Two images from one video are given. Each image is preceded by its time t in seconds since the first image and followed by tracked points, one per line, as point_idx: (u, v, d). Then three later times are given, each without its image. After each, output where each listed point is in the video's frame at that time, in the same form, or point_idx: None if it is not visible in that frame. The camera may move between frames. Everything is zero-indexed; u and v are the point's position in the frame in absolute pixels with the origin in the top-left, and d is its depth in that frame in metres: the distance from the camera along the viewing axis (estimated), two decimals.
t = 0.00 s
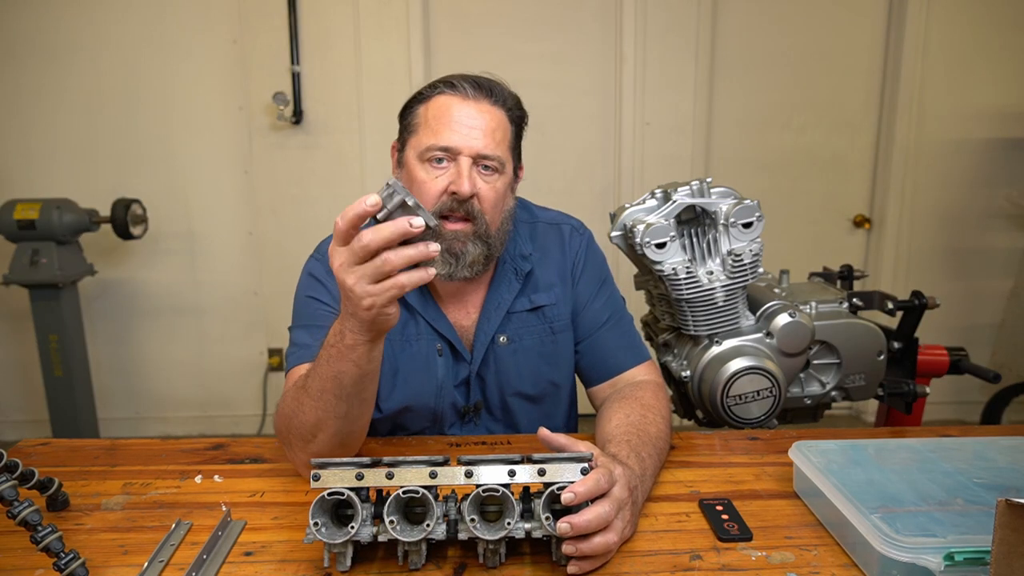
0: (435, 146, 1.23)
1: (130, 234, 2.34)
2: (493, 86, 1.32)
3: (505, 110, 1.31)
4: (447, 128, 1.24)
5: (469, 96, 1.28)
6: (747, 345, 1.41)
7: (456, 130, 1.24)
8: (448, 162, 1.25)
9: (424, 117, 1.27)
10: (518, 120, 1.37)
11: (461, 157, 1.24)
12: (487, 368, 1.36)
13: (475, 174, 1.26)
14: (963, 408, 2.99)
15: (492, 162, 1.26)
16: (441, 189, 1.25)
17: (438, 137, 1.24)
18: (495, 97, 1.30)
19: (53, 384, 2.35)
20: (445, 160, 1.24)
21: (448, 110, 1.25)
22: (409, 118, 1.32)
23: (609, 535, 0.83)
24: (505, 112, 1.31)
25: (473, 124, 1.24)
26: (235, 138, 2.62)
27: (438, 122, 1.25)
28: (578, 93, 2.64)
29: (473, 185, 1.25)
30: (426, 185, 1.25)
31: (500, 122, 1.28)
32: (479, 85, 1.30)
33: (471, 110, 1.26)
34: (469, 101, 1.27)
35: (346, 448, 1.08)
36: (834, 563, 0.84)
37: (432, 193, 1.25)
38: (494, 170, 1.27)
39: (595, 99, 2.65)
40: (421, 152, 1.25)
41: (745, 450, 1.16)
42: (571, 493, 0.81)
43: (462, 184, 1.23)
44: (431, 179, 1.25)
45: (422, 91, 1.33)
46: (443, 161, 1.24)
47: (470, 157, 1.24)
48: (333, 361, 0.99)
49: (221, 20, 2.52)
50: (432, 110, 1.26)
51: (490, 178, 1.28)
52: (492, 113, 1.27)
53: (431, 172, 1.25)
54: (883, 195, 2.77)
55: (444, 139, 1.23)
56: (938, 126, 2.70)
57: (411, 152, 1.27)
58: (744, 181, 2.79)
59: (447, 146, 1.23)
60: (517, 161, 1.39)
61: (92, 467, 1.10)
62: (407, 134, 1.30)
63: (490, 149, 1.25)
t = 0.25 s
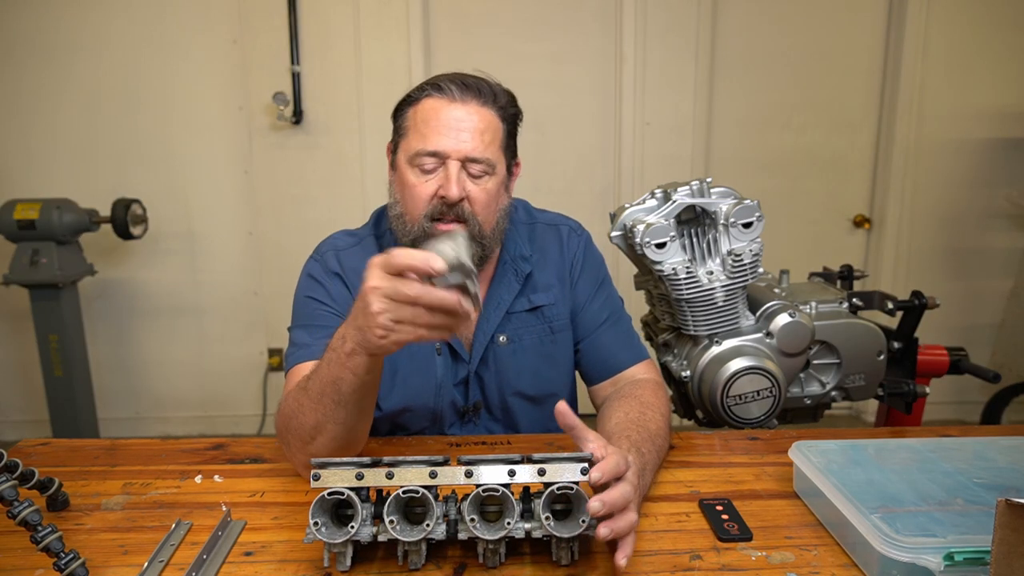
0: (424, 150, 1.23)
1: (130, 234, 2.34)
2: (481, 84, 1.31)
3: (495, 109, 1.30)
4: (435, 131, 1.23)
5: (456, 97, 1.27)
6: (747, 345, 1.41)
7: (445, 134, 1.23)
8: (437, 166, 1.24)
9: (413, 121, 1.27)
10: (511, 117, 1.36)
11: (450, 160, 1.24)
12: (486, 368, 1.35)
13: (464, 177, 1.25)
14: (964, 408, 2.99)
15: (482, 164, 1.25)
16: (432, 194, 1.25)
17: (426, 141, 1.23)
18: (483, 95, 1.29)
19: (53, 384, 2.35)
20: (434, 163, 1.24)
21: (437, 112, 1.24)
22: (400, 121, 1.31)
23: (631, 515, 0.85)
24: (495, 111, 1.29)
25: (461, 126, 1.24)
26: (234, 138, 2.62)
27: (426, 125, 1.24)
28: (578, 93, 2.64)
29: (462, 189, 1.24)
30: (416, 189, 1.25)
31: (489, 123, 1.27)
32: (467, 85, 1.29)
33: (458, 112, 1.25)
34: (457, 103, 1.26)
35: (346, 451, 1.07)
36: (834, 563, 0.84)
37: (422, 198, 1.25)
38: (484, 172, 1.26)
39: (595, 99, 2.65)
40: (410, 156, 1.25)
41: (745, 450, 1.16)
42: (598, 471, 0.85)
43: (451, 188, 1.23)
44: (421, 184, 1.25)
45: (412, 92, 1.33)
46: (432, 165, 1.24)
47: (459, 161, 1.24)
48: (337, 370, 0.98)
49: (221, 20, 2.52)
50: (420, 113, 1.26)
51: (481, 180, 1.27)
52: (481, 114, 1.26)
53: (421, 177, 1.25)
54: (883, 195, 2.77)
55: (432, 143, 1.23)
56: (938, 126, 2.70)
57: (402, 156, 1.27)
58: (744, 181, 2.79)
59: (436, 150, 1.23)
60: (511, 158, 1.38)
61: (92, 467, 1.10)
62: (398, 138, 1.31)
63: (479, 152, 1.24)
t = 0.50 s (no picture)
0: (402, 152, 1.24)
1: (130, 234, 2.34)
2: (459, 82, 1.31)
3: (475, 107, 1.29)
4: (413, 133, 1.24)
5: (433, 97, 1.26)
6: (747, 345, 1.41)
7: (422, 135, 1.23)
8: (417, 168, 1.25)
9: (392, 124, 1.27)
10: (496, 114, 1.36)
11: (429, 161, 1.24)
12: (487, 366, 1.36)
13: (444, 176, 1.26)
14: (964, 408, 2.99)
15: (461, 162, 1.26)
16: (414, 195, 1.26)
17: (404, 143, 1.24)
18: (459, 92, 1.28)
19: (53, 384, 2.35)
20: (414, 165, 1.24)
21: (413, 113, 1.24)
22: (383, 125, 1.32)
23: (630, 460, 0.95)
24: (475, 108, 1.29)
25: (438, 126, 1.24)
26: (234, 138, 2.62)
27: (404, 127, 1.24)
28: (578, 93, 2.64)
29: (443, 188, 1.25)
30: (400, 192, 1.26)
31: (467, 121, 1.27)
32: (441, 83, 1.28)
33: (434, 111, 1.24)
34: (433, 102, 1.25)
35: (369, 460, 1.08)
36: (834, 563, 0.84)
37: (406, 200, 1.26)
38: (465, 170, 1.27)
39: (595, 99, 2.65)
40: (391, 159, 1.26)
41: (745, 450, 1.16)
42: (587, 437, 0.87)
43: (430, 188, 1.24)
44: (404, 186, 1.26)
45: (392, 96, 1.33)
46: (412, 166, 1.25)
47: (438, 160, 1.24)
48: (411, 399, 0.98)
49: (221, 20, 2.52)
50: (398, 115, 1.26)
51: (463, 179, 1.28)
52: (458, 112, 1.26)
53: (403, 179, 1.26)
54: (883, 195, 2.77)
55: (410, 145, 1.23)
56: (938, 126, 2.70)
57: (385, 160, 1.28)
58: (744, 181, 2.79)
59: (414, 151, 1.23)
60: (497, 154, 1.37)
61: (92, 467, 1.10)
62: (382, 142, 1.31)
63: (458, 150, 1.25)
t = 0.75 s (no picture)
0: (434, 146, 1.23)
1: (130, 234, 2.34)
2: (495, 83, 1.30)
3: (509, 108, 1.29)
4: (447, 127, 1.23)
5: (469, 95, 1.26)
6: (747, 345, 1.41)
7: (456, 130, 1.23)
8: (449, 163, 1.25)
9: (425, 117, 1.27)
10: (525, 117, 1.35)
11: (461, 157, 1.24)
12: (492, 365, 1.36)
13: (475, 173, 1.25)
14: (964, 408, 2.99)
15: (493, 161, 1.25)
16: (443, 189, 1.26)
17: (438, 137, 1.23)
18: (496, 94, 1.28)
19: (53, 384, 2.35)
20: (445, 159, 1.24)
21: (448, 108, 1.24)
22: (414, 118, 1.31)
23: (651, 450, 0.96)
24: (508, 110, 1.29)
25: (473, 123, 1.23)
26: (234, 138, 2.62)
27: (438, 121, 1.24)
28: (578, 93, 2.64)
29: (473, 185, 1.25)
30: (428, 185, 1.26)
31: (501, 121, 1.26)
32: (480, 83, 1.28)
33: (470, 109, 1.24)
34: (470, 100, 1.25)
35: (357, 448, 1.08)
36: (834, 563, 0.84)
37: (434, 193, 1.26)
38: (496, 169, 1.27)
39: (595, 99, 2.65)
40: (423, 152, 1.25)
41: (745, 450, 1.16)
42: (637, 412, 0.89)
43: (462, 185, 1.24)
44: (432, 179, 1.26)
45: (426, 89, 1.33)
46: (443, 161, 1.24)
47: (470, 157, 1.24)
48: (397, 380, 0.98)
49: (221, 20, 2.52)
50: (432, 109, 1.26)
51: (492, 178, 1.27)
52: (494, 112, 1.25)
53: (433, 172, 1.25)
54: (883, 195, 2.77)
55: (443, 139, 1.23)
56: (938, 126, 2.70)
57: (414, 152, 1.28)
58: (744, 181, 2.79)
59: (447, 146, 1.23)
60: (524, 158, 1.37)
61: (92, 467, 1.10)
62: (412, 134, 1.31)
63: (491, 149, 1.24)
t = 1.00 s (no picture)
0: (467, 146, 1.23)
1: (130, 234, 2.34)
2: (533, 88, 1.29)
3: (543, 115, 1.28)
4: (481, 129, 1.22)
5: (507, 99, 1.24)
6: (747, 345, 1.41)
7: (490, 132, 1.21)
8: (480, 164, 1.24)
9: (459, 115, 1.25)
10: (556, 124, 1.34)
11: (493, 159, 1.23)
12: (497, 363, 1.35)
13: (506, 177, 1.25)
14: (964, 407, 2.99)
15: (524, 166, 1.25)
16: (471, 189, 1.25)
17: (471, 137, 1.22)
18: (534, 101, 1.26)
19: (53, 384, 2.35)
20: (477, 160, 1.24)
21: (484, 110, 1.22)
22: (446, 113, 1.30)
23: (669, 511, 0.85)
24: (543, 116, 1.27)
25: (507, 127, 1.22)
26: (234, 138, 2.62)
27: (473, 121, 1.23)
28: (578, 93, 2.64)
29: (503, 188, 1.24)
30: (457, 184, 1.25)
31: (536, 127, 1.25)
32: (519, 88, 1.26)
33: (506, 112, 1.22)
34: (507, 104, 1.23)
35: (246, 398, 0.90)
36: (834, 563, 0.84)
37: (462, 193, 1.25)
38: (525, 174, 1.26)
39: (595, 99, 2.65)
40: (454, 150, 1.24)
41: (745, 450, 1.16)
42: (665, 484, 0.80)
43: (491, 187, 1.24)
44: (461, 178, 1.25)
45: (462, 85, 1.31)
46: (475, 162, 1.24)
47: (502, 160, 1.23)
48: (301, 413, 0.76)
49: (220, 20, 2.52)
50: (468, 108, 1.24)
51: (520, 182, 1.27)
52: (529, 117, 1.24)
53: (463, 172, 1.25)
54: (883, 195, 2.77)
55: (477, 140, 1.22)
56: (938, 126, 2.70)
57: (446, 149, 1.27)
58: (744, 182, 2.79)
59: (480, 147, 1.22)
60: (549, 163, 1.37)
61: (92, 467, 1.10)
62: (443, 131, 1.29)
63: (523, 155, 1.23)
